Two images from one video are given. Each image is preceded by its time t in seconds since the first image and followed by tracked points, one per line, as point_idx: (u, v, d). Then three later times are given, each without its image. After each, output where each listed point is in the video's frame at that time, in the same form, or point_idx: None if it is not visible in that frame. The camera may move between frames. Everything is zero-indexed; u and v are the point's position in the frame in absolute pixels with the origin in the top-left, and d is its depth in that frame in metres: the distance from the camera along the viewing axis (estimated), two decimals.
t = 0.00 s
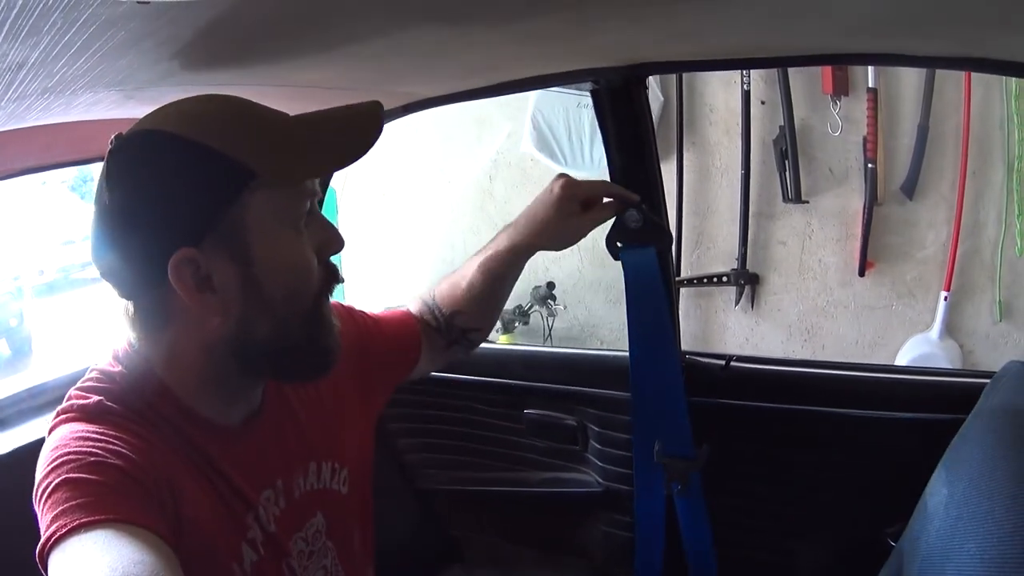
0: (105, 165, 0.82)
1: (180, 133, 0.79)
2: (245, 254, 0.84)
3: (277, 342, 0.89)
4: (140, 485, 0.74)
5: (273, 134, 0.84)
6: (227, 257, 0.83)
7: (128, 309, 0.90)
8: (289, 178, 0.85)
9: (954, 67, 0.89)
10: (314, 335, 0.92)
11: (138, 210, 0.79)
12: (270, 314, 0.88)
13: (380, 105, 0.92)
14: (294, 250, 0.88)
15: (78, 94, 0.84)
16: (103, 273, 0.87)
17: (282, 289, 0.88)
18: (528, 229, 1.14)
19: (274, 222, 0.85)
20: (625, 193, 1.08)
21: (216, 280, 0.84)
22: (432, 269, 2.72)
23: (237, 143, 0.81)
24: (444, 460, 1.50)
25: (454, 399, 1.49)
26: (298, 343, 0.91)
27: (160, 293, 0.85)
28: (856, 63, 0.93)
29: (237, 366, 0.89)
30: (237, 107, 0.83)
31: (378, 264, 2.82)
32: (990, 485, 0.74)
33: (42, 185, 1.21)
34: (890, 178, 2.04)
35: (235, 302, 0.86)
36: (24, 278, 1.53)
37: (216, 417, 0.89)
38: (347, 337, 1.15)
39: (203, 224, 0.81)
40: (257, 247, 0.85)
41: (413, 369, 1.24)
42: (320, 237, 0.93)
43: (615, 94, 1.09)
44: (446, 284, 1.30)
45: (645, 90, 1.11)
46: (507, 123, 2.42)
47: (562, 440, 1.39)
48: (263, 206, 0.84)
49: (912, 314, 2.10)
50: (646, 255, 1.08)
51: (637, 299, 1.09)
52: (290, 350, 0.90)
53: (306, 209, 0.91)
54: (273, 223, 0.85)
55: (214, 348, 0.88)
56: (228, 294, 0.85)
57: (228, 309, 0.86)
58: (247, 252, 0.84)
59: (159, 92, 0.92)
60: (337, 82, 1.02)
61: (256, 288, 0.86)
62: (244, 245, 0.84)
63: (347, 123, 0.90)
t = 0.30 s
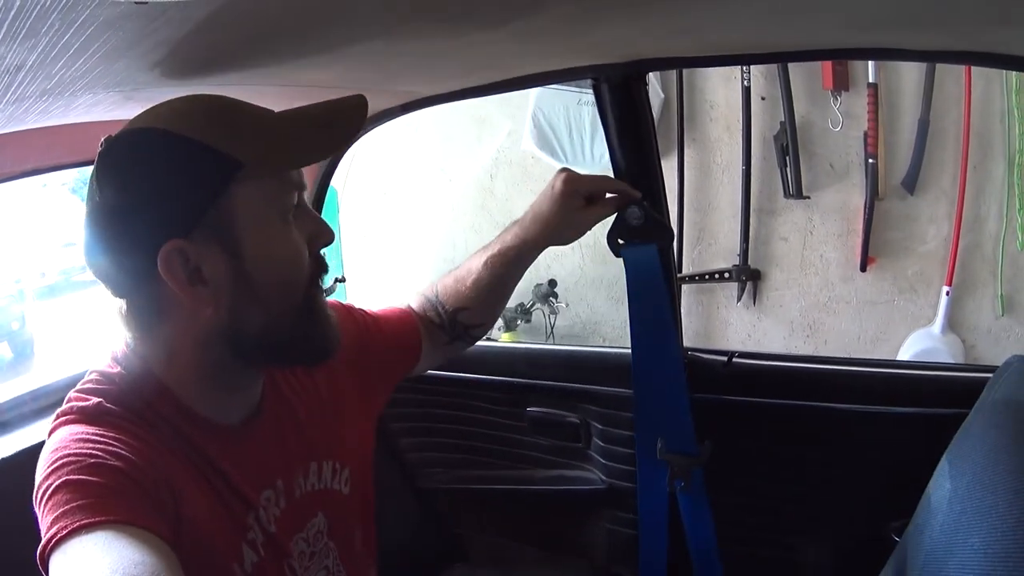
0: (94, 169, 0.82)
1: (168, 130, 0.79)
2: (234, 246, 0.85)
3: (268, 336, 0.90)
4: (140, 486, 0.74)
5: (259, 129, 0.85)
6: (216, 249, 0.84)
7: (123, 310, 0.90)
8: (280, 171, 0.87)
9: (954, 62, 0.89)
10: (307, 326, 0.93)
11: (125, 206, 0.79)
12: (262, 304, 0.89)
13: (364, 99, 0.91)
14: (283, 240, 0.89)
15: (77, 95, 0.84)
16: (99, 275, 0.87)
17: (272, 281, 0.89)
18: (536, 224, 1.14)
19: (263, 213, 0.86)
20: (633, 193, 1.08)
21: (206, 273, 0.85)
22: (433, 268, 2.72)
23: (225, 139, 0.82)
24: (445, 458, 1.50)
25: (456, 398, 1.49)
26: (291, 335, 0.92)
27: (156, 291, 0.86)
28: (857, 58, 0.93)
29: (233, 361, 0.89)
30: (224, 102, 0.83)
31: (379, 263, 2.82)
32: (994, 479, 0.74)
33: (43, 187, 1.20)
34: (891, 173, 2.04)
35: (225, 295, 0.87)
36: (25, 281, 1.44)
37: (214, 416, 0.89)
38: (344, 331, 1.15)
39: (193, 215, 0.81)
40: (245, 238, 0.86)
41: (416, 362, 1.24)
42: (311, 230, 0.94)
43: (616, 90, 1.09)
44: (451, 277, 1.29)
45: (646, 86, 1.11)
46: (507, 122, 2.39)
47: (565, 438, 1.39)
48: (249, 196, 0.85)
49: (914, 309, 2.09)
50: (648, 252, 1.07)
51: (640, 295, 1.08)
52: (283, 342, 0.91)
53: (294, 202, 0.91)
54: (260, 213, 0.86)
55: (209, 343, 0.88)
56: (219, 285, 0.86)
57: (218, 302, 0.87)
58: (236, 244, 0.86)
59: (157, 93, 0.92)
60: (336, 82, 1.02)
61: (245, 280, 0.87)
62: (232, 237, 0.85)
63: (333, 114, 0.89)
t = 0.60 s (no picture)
0: (92, 170, 0.83)
1: (160, 133, 0.79)
2: (229, 250, 0.85)
3: (264, 338, 0.90)
4: (142, 489, 0.75)
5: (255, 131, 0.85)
6: (211, 253, 0.84)
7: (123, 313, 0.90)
8: (276, 173, 0.87)
9: (954, 59, 0.89)
10: (304, 327, 0.93)
11: (124, 209, 0.80)
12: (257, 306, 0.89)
13: (361, 101, 0.91)
14: (278, 243, 0.89)
15: (79, 98, 0.84)
16: (96, 278, 0.88)
17: (268, 284, 0.89)
18: (537, 223, 1.13)
19: (258, 216, 0.86)
20: (633, 191, 1.08)
21: (200, 276, 0.85)
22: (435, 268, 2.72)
23: (220, 141, 0.82)
24: (448, 458, 1.51)
25: (458, 398, 1.50)
26: (288, 337, 0.91)
27: (156, 294, 0.86)
28: (856, 56, 0.93)
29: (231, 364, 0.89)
30: (220, 105, 0.84)
31: (381, 264, 2.82)
32: (996, 476, 0.74)
33: (46, 191, 1.21)
34: (893, 170, 2.04)
35: (220, 297, 0.87)
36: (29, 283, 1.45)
37: (215, 418, 0.89)
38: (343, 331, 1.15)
39: (189, 218, 0.81)
40: (240, 242, 0.86)
41: (413, 363, 1.23)
42: (308, 232, 0.94)
43: (616, 89, 1.09)
44: (450, 274, 1.29)
45: (646, 85, 1.11)
46: (508, 121, 2.38)
47: (568, 438, 1.39)
48: (245, 200, 0.85)
49: (916, 306, 2.09)
50: (650, 251, 1.07)
51: (642, 293, 1.08)
52: (279, 345, 0.91)
53: (291, 206, 0.92)
54: (255, 217, 0.86)
55: (207, 346, 0.89)
56: (213, 289, 0.86)
57: (213, 305, 0.87)
58: (231, 248, 0.85)
59: (159, 96, 0.92)
60: (336, 83, 1.02)
61: (241, 283, 0.87)
62: (228, 241, 0.85)
63: (329, 116, 0.90)
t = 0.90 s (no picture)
0: (90, 171, 0.83)
1: (157, 135, 0.79)
2: (226, 249, 0.85)
3: (263, 337, 0.89)
4: (143, 489, 0.74)
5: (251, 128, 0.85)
6: (209, 252, 0.84)
7: (122, 313, 0.90)
8: (273, 170, 0.87)
9: (956, 57, 0.89)
10: (303, 325, 0.93)
11: (123, 210, 0.80)
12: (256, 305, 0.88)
13: (355, 95, 0.91)
14: (276, 242, 0.88)
15: (77, 99, 0.84)
16: (95, 280, 0.88)
17: (267, 283, 0.88)
18: (525, 215, 1.14)
19: (256, 214, 0.86)
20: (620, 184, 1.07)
21: (199, 275, 0.84)
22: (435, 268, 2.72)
23: (218, 140, 0.82)
24: (449, 458, 1.51)
25: (458, 397, 1.50)
26: (286, 336, 0.91)
27: (155, 295, 0.86)
28: (857, 53, 0.93)
29: (230, 363, 0.89)
30: (217, 103, 0.84)
31: (381, 263, 2.82)
32: (998, 475, 0.74)
33: (46, 191, 1.20)
34: (893, 169, 2.04)
35: (220, 297, 0.87)
36: (29, 284, 1.44)
37: (215, 418, 0.89)
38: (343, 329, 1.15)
39: (187, 217, 0.81)
40: (238, 240, 0.85)
41: (411, 354, 1.24)
42: (306, 230, 0.94)
43: (616, 88, 1.09)
44: (443, 265, 1.29)
45: (645, 84, 1.11)
46: (508, 121, 2.36)
47: (569, 437, 1.39)
48: (241, 197, 0.84)
49: (917, 304, 2.09)
50: (651, 250, 1.07)
51: (643, 293, 1.08)
52: (278, 344, 0.90)
53: (289, 203, 0.91)
54: (252, 215, 0.85)
55: (206, 347, 0.88)
56: (213, 288, 0.86)
57: (212, 305, 0.87)
58: (229, 247, 0.85)
59: (157, 96, 0.92)
60: (335, 82, 1.02)
61: (239, 282, 0.87)
62: (225, 240, 0.85)
63: (324, 110, 0.89)
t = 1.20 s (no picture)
0: (88, 173, 0.83)
1: (155, 137, 0.79)
2: (223, 250, 0.85)
3: (262, 339, 0.89)
4: (143, 492, 0.74)
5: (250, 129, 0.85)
6: (205, 253, 0.84)
7: (121, 315, 0.90)
8: (273, 169, 0.87)
9: (956, 57, 0.89)
10: (303, 326, 0.93)
11: (122, 213, 0.80)
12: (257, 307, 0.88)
13: (351, 93, 0.91)
14: (274, 243, 0.88)
15: (78, 100, 0.84)
16: (94, 282, 0.88)
17: (266, 285, 0.88)
18: (541, 213, 1.13)
19: (254, 216, 0.86)
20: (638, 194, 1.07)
21: (196, 277, 0.84)
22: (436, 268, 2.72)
23: (217, 143, 0.82)
24: (451, 458, 1.51)
25: (458, 397, 1.50)
26: (286, 338, 0.91)
27: (154, 297, 0.86)
28: (857, 53, 0.93)
29: (230, 365, 0.89)
30: (217, 105, 0.84)
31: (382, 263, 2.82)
32: (998, 476, 0.74)
33: (47, 193, 1.21)
34: (894, 168, 2.04)
35: (218, 298, 0.87)
36: (29, 285, 1.44)
37: (214, 420, 0.89)
38: (342, 331, 1.15)
39: (182, 217, 0.81)
40: (235, 243, 0.85)
41: (410, 352, 1.24)
42: (304, 231, 0.94)
43: (617, 88, 1.09)
44: (450, 258, 1.28)
45: (646, 84, 1.11)
46: (509, 121, 2.38)
47: (570, 437, 1.39)
48: (238, 199, 0.84)
49: (918, 304, 2.09)
50: (652, 250, 1.07)
51: (643, 293, 1.08)
52: (277, 345, 0.90)
53: (286, 204, 0.91)
54: (249, 216, 0.85)
55: (205, 348, 0.88)
56: (210, 292, 0.86)
57: (210, 307, 0.87)
58: (226, 248, 0.85)
59: (158, 97, 0.92)
60: (336, 83, 1.02)
61: (237, 284, 0.87)
62: (223, 242, 0.85)
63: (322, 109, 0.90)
